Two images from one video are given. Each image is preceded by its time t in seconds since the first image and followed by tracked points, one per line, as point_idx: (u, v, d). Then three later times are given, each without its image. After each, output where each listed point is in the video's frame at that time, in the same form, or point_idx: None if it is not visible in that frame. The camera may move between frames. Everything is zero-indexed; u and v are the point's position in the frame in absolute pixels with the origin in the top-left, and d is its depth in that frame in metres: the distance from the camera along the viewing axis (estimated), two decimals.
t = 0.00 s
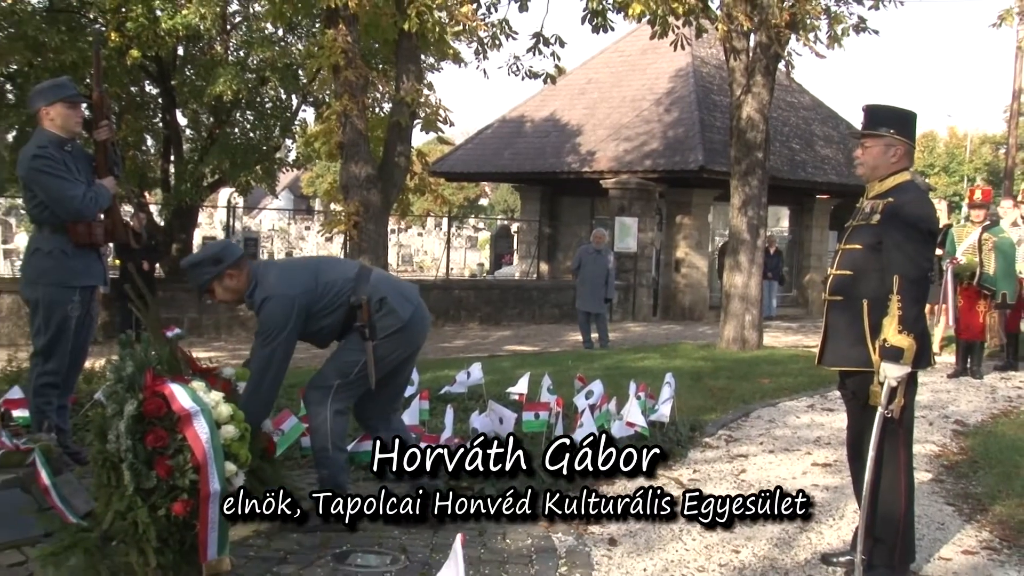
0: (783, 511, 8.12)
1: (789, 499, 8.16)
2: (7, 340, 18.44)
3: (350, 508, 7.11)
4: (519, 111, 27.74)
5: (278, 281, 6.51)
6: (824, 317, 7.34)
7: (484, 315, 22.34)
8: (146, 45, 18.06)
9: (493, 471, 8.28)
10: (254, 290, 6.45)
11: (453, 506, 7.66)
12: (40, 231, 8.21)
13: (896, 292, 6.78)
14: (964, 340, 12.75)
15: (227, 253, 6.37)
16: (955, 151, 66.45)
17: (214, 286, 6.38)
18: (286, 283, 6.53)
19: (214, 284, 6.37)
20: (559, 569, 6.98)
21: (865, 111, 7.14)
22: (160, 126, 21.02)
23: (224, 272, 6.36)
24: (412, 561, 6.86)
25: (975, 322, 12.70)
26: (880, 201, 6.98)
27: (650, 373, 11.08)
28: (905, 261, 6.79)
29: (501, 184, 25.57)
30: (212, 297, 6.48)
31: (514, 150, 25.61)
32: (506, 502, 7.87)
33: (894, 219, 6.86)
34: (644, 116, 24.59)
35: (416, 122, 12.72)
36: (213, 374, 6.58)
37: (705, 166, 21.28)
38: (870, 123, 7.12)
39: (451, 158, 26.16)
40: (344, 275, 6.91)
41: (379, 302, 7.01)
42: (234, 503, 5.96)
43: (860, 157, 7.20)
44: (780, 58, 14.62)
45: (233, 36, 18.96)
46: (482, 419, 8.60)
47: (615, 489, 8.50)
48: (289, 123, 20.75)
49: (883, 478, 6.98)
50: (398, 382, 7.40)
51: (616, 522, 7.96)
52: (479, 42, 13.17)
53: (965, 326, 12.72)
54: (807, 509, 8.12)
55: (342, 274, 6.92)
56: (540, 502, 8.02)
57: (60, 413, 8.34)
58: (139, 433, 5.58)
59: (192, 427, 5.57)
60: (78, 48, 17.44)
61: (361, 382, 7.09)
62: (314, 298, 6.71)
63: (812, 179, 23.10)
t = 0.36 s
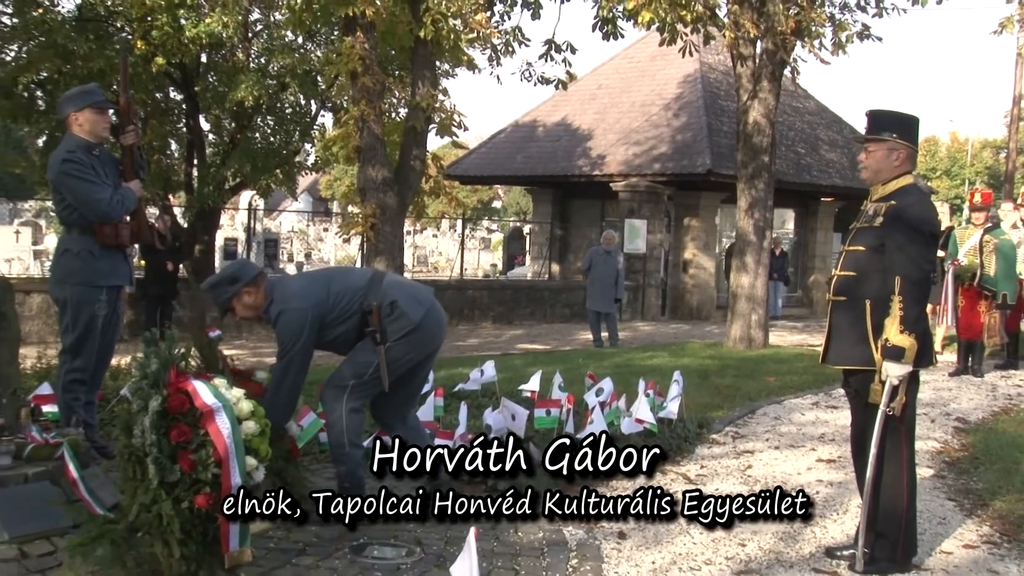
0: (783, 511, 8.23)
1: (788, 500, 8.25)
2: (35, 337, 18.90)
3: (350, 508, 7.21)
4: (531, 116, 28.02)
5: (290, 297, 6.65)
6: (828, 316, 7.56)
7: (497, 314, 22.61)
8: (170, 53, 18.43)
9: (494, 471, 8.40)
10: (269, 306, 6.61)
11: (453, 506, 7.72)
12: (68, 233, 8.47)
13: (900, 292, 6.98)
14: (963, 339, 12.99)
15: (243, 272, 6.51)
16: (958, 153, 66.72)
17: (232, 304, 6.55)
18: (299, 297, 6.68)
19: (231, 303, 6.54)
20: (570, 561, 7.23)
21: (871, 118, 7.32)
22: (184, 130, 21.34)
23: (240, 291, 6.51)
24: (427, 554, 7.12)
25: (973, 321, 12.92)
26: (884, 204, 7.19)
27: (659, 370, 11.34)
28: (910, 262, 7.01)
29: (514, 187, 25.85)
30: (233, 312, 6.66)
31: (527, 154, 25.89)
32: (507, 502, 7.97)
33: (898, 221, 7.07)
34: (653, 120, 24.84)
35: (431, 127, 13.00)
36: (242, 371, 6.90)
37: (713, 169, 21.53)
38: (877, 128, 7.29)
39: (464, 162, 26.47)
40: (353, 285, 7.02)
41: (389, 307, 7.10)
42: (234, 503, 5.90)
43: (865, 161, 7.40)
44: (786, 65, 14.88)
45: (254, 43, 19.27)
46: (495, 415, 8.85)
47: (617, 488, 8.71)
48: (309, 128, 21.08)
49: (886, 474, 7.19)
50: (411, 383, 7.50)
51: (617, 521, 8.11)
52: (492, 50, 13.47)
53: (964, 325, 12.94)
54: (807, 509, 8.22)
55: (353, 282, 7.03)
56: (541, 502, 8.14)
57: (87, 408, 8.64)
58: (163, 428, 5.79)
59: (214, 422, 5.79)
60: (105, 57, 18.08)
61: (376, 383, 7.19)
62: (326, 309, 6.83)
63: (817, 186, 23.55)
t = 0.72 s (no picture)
0: (783, 511, 8.36)
1: (789, 500, 8.38)
2: (60, 335, 19.41)
3: (350, 508, 7.30)
4: (540, 121, 28.32)
5: (307, 297, 6.85)
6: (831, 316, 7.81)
7: (507, 313, 22.88)
8: (191, 60, 18.79)
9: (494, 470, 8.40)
10: (286, 306, 6.80)
11: (453, 506, 7.74)
12: (92, 234, 8.74)
13: (899, 292, 7.20)
14: (962, 338, 13.26)
15: (262, 273, 6.70)
16: (954, 159, 67.20)
17: (252, 304, 6.75)
18: (315, 297, 6.87)
19: (250, 303, 6.74)
20: (578, 554, 7.49)
21: (872, 122, 7.52)
22: (204, 135, 21.64)
23: (259, 292, 6.70)
24: (439, 546, 7.36)
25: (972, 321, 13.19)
26: (884, 206, 7.42)
27: (665, 369, 11.62)
28: (908, 263, 7.23)
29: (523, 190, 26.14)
30: (252, 311, 6.84)
31: (536, 158, 26.20)
32: (506, 502, 8.02)
33: (897, 223, 7.29)
34: (659, 125, 25.13)
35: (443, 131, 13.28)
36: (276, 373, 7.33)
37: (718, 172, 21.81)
38: (878, 133, 7.50)
39: (475, 166, 26.79)
40: (367, 285, 7.21)
41: (402, 306, 7.29)
42: (234, 503, 5.99)
43: (866, 165, 7.62)
44: (789, 71, 15.15)
45: (272, 50, 19.61)
46: (506, 412, 9.07)
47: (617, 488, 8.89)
48: (325, 132, 21.42)
49: (886, 469, 7.40)
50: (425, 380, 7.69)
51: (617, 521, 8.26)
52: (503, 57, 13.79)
53: (962, 325, 13.21)
54: (807, 508, 8.35)
55: (367, 282, 7.22)
56: (541, 502, 8.24)
57: (110, 403, 8.91)
58: (183, 423, 5.92)
59: (233, 418, 5.93)
60: (129, 64, 18.40)
61: (389, 380, 7.35)
62: (341, 309, 7.03)
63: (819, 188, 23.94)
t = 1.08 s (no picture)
0: (783, 511, 8.48)
1: (789, 500, 8.49)
2: (84, 333, 19.84)
3: (349, 509, 7.49)
4: (550, 124, 28.60)
5: (324, 296, 7.10)
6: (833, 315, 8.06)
7: (516, 312, 23.16)
8: (212, 66, 19.10)
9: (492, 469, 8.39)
10: (303, 306, 7.06)
11: (453, 506, 7.81)
12: (116, 234, 9.03)
13: (900, 292, 7.44)
14: (960, 337, 13.51)
15: (279, 273, 6.96)
16: (953, 163, 67.55)
17: (270, 304, 7.01)
18: (332, 296, 7.12)
19: (269, 303, 7.00)
20: (586, 547, 7.74)
21: (873, 128, 7.76)
22: (224, 138, 21.94)
23: (277, 292, 6.97)
24: (451, 538, 7.61)
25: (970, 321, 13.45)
26: (884, 209, 7.65)
27: (670, 366, 11.89)
28: (909, 263, 7.47)
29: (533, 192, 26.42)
30: (272, 310, 7.11)
31: (545, 161, 26.47)
32: (506, 502, 8.01)
33: (898, 224, 7.52)
34: (666, 129, 25.39)
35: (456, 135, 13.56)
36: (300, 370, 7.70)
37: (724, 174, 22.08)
38: (878, 138, 7.74)
39: (485, 169, 27.08)
40: (383, 284, 7.45)
41: (416, 305, 7.54)
42: (233, 503, 6.20)
43: (868, 169, 7.86)
44: (792, 76, 15.41)
45: (289, 56, 19.95)
46: (517, 408, 9.34)
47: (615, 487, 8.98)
48: (341, 136, 21.74)
49: (887, 464, 7.65)
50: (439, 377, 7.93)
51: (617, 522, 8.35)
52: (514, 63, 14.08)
53: (961, 324, 13.46)
54: (807, 509, 8.44)
55: (383, 282, 7.47)
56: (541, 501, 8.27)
57: (133, 399, 9.22)
58: (203, 418, 6.15)
59: (250, 413, 6.15)
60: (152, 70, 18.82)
61: (404, 377, 7.58)
62: (357, 307, 7.27)
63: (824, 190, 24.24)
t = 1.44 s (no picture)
0: (784, 510, 8.64)
1: (789, 499, 8.65)
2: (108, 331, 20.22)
3: (349, 508, 7.51)
4: (560, 128, 28.87)
5: (342, 294, 7.36)
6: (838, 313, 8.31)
7: (527, 311, 23.44)
8: (232, 71, 19.43)
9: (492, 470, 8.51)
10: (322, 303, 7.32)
11: (453, 506, 7.83)
12: (140, 235, 9.31)
13: (902, 291, 7.66)
14: (961, 336, 13.75)
15: (299, 272, 7.23)
16: (957, 164, 67.84)
17: (291, 302, 7.28)
18: (351, 295, 7.38)
19: (289, 301, 7.27)
20: (595, 540, 7.99)
21: (875, 131, 8.02)
22: (244, 142, 22.23)
23: (297, 290, 7.23)
24: (463, 530, 7.86)
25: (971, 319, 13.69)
26: (887, 210, 7.90)
27: (678, 364, 12.16)
28: (913, 262, 7.69)
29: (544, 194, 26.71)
30: (292, 309, 7.37)
31: (557, 163, 26.75)
32: (506, 502, 8.03)
33: (902, 225, 7.75)
34: (674, 132, 25.65)
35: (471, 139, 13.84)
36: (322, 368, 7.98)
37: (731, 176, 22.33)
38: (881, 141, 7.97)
39: (497, 171, 27.38)
40: (399, 283, 7.71)
41: (433, 303, 7.80)
42: (232, 504, 6.44)
43: (871, 172, 8.11)
44: (797, 81, 15.65)
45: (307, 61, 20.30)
46: (529, 404, 9.59)
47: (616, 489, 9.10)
48: (357, 139, 22.03)
49: (891, 459, 7.89)
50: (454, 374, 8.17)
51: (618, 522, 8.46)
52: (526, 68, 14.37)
53: (962, 323, 13.70)
54: (807, 508, 8.60)
55: (399, 281, 7.73)
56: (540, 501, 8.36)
57: (157, 394, 9.54)
58: (224, 413, 6.41)
59: (270, 409, 6.41)
60: (175, 75, 19.20)
61: (420, 373, 7.82)
62: (374, 305, 7.53)
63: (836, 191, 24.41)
